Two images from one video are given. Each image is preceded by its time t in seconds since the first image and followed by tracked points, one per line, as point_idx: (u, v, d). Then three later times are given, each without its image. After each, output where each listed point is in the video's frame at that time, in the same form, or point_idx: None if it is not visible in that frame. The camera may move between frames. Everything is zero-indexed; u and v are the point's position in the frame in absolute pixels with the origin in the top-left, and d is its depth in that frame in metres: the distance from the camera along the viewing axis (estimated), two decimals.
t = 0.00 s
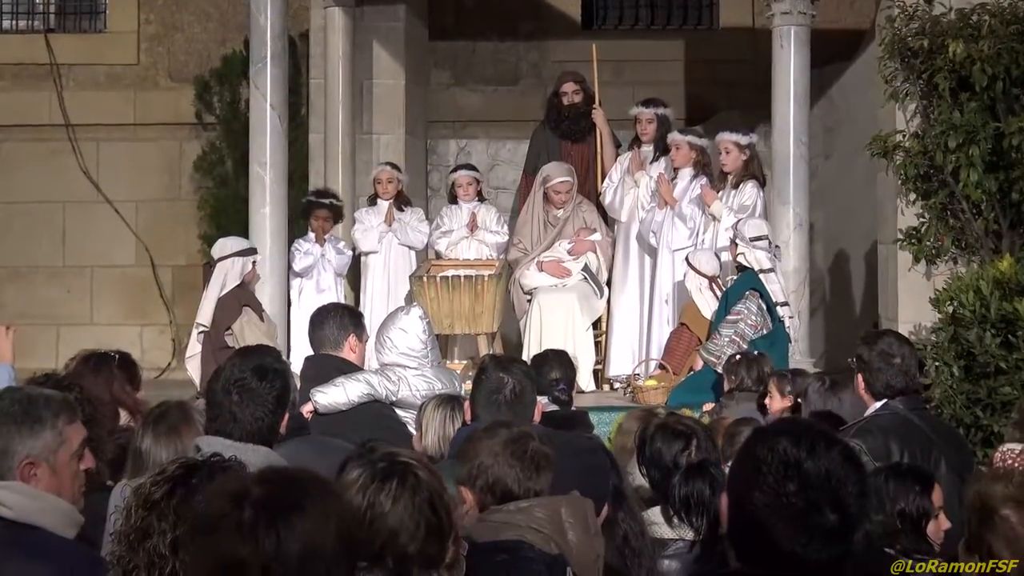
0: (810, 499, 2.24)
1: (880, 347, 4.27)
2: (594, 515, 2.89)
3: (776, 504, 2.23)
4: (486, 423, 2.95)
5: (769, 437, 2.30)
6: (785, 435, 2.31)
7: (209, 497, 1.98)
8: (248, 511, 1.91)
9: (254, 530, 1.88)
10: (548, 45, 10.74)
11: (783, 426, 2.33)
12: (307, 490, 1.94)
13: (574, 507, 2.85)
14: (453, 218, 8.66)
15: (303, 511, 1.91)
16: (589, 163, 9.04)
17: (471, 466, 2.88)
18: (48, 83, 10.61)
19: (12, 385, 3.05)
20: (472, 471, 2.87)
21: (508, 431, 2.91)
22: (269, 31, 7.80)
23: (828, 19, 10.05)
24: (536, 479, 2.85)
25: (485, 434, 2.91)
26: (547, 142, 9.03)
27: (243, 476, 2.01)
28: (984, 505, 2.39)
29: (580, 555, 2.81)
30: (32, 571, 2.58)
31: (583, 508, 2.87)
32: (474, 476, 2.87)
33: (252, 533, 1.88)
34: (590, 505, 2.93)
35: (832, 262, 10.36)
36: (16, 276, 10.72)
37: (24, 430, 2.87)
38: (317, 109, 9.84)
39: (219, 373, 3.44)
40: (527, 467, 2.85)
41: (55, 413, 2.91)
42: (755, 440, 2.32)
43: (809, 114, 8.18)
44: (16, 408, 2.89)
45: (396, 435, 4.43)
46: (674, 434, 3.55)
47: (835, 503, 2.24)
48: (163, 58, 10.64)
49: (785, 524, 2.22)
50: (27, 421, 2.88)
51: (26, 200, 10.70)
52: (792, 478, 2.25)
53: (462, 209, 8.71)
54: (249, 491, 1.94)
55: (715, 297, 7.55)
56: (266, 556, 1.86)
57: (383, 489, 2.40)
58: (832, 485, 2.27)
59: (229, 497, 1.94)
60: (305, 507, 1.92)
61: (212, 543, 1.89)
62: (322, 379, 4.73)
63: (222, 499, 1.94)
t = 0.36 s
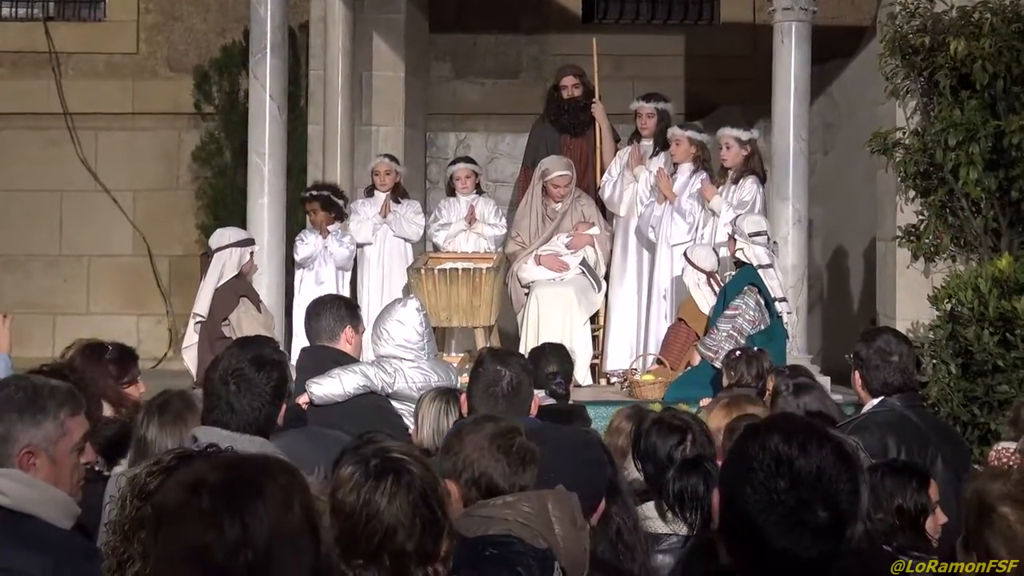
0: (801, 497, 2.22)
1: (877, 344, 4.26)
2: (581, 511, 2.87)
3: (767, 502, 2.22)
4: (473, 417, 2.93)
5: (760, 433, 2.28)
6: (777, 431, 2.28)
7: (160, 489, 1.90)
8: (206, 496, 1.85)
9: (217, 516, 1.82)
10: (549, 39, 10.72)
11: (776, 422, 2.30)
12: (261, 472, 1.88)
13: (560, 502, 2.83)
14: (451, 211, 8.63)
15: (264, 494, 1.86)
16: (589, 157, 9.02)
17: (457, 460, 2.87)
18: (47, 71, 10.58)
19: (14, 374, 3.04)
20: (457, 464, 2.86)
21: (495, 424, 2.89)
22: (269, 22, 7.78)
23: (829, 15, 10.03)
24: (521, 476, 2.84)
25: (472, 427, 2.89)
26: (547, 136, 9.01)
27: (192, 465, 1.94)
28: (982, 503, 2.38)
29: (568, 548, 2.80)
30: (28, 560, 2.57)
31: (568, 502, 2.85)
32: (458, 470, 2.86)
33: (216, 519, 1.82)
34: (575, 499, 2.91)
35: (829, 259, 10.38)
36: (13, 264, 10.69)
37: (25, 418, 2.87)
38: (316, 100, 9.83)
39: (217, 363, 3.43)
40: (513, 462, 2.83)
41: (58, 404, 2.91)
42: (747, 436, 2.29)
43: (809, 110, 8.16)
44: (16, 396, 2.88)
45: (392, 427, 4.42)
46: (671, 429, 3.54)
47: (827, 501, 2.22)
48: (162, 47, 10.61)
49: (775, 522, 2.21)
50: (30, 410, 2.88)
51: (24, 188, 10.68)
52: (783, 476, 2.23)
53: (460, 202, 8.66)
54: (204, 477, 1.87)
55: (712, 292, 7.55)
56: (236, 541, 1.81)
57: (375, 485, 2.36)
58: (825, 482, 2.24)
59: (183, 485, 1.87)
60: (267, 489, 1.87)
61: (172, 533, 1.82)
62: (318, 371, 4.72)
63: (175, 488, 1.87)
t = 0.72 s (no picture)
0: (783, 474, 2.22)
1: (870, 323, 4.25)
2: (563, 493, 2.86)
3: (749, 480, 2.22)
4: (455, 399, 2.97)
5: (742, 411, 2.27)
6: (759, 409, 2.26)
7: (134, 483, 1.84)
8: (186, 485, 1.80)
9: (202, 501, 1.78)
10: (539, 22, 10.69)
11: (758, 399, 2.29)
12: (237, 457, 1.85)
13: (541, 485, 2.83)
14: (444, 195, 8.62)
15: (247, 477, 1.82)
16: (581, 140, 9.00)
17: (438, 441, 2.91)
18: (37, 62, 10.55)
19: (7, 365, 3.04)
20: (439, 446, 2.90)
21: (478, 406, 2.92)
22: (258, 8, 7.75)
23: None
24: (501, 456, 2.85)
25: (455, 409, 2.92)
26: (538, 119, 8.99)
27: (162, 460, 1.89)
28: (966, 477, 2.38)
29: (547, 533, 2.80)
30: (22, 551, 2.56)
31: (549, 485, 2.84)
32: (441, 452, 2.90)
33: (202, 503, 1.78)
34: (562, 481, 2.91)
35: (823, 238, 10.38)
36: (6, 255, 10.67)
37: (18, 409, 2.86)
38: (306, 85, 9.80)
39: (208, 350, 3.42)
40: (491, 444, 2.85)
41: (50, 394, 2.90)
42: (729, 415, 2.28)
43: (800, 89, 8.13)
44: (9, 386, 2.88)
45: (383, 412, 4.43)
46: (658, 410, 3.53)
47: (808, 477, 2.22)
48: (152, 36, 10.57)
49: (757, 500, 2.21)
50: (21, 400, 2.87)
51: (15, 179, 10.65)
52: (766, 454, 2.23)
53: (453, 186, 8.65)
54: (180, 468, 1.83)
55: (705, 273, 7.56)
56: (225, 523, 1.76)
57: (327, 494, 2.30)
58: (806, 460, 2.24)
59: (159, 476, 1.82)
60: (247, 473, 1.83)
61: (155, 524, 1.76)
62: (309, 358, 4.71)
63: (151, 480, 1.81)
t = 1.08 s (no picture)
0: (773, 453, 2.21)
1: (868, 302, 4.24)
2: (553, 477, 2.83)
3: (740, 461, 2.21)
4: (443, 383, 2.95)
5: (731, 390, 2.25)
6: (748, 389, 2.25)
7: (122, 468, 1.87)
8: (177, 470, 1.84)
9: (196, 488, 1.82)
10: (535, 4, 10.67)
11: (746, 379, 2.28)
12: (223, 437, 1.89)
13: (530, 471, 2.82)
14: (441, 178, 8.61)
15: (236, 458, 1.87)
16: (577, 122, 8.98)
17: (427, 427, 2.91)
18: (31, 48, 10.54)
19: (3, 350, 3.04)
20: (428, 432, 2.91)
21: (467, 392, 2.91)
22: None
23: None
24: (489, 442, 2.85)
25: (443, 395, 2.91)
26: (533, 101, 8.98)
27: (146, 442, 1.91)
28: (956, 454, 2.39)
29: (532, 522, 2.79)
30: (19, 536, 2.57)
31: (540, 470, 2.83)
32: (431, 436, 2.90)
33: (197, 490, 1.82)
34: (554, 463, 2.88)
35: (820, 218, 10.37)
36: (3, 242, 10.66)
37: (15, 394, 2.87)
38: (302, 70, 9.78)
39: (202, 334, 3.41)
40: (479, 431, 2.85)
41: (47, 378, 2.90)
42: (717, 395, 2.26)
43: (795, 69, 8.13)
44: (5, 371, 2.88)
45: (378, 395, 4.45)
46: (652, 391, 3.54)
47: (798, 456, 2.21)
48: (146, 21, 10.54)
49: (748, 480, 2.20)
50: (18, 385, 2.88)
51: (10, 166, 10.64)
52: (755, 433, 2.22)
53: (449, 169, 8.65)
54: (168, 452, 1.85)
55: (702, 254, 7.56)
56: (221, 508, 1.81)
57: (294, 492, 2.46)
58: (796, 438, 2.23)
59: (147, 462, 1.84)
60: (236, 454, 1.87)
61: (151, 513, 1.81)
62: (305, 342, 4.71)
63: (140, 467, 1.84)
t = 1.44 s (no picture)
0: (772, 441, 2.17)
1: (862, 290, 4.25)
2: (546, 466, 2.83)
3: (739, 448, 2.17)
4: (435, 372, 2.97)
5: (731, 377, 2.22)
6: (747, 375, 2.22)
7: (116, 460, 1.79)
8: (174, 460, 1.76)
9: (193, 478, 1.74)
10: None
11: (745, 366, 2.25)
12: (221, 428, 1.81)
13: (523, 459, 2.82)
14: (436, 166, 8.60)
15: (234, 448, 1.79)
16: (571, 110, 8.96)
17: (419, 416, 2.91)
18: (25, 36, 10.52)
19: None
20: (421, 421, 2.91)
21: (458, 379, 2.92)
22: None
23: None
24: (482, 430, 2.86)
25: (434, 383, 2.92)
26: (527, 89, 8.96)
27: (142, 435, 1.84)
28: (942, 445, 2.38)
29: (526, 510, 2.79)
30: (18, 524, 2.57)
31: (532, 460, 2.82)
32: (424, 425, 2.90)
33: (194, 480, 1.74)
34: (547, 451, 2.88)
35: (815, 206, 10.38)
36: None
37: (12, 382, 2.86)
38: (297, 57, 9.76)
39: (195, 323, 3.41)
40: (472, 418, 2.86)
41: (45, 366, 2.90)
42: (716, 382, 2.23)
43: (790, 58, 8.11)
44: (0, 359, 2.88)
45: (372, 382, 4.46)
46: (645, 379, 3.54)
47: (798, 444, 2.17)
48: (141, 9, 10.52)
49: (748, 467, 2.16)
50: (14, 373, 2.88)
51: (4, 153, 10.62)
52: (754, 421, 2.18)
53: (445, 157, 8.63)
54: (165, 443, 1.78)
55: (698, 242, 7.55)
56: (218, 497, 1.73)
57: (291, 465, 2.47)
58: (795, 426, 2.19)
59: (143, 454, 1.77)
60: (234, 443, 1.79)
61: (144, 504, 1.72)
62: (299, 330, 4.71)
63: (135, 459, 1.76)
